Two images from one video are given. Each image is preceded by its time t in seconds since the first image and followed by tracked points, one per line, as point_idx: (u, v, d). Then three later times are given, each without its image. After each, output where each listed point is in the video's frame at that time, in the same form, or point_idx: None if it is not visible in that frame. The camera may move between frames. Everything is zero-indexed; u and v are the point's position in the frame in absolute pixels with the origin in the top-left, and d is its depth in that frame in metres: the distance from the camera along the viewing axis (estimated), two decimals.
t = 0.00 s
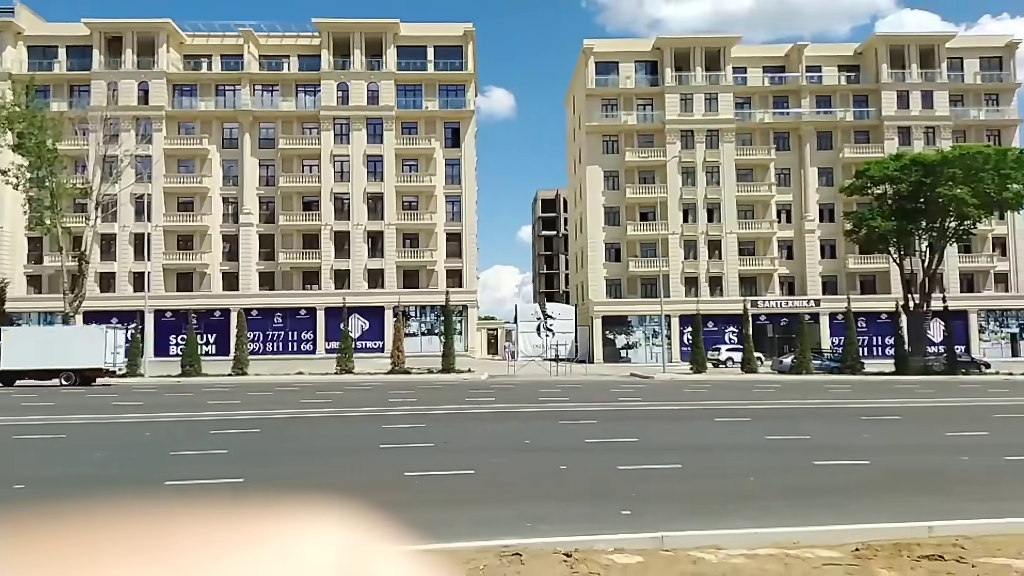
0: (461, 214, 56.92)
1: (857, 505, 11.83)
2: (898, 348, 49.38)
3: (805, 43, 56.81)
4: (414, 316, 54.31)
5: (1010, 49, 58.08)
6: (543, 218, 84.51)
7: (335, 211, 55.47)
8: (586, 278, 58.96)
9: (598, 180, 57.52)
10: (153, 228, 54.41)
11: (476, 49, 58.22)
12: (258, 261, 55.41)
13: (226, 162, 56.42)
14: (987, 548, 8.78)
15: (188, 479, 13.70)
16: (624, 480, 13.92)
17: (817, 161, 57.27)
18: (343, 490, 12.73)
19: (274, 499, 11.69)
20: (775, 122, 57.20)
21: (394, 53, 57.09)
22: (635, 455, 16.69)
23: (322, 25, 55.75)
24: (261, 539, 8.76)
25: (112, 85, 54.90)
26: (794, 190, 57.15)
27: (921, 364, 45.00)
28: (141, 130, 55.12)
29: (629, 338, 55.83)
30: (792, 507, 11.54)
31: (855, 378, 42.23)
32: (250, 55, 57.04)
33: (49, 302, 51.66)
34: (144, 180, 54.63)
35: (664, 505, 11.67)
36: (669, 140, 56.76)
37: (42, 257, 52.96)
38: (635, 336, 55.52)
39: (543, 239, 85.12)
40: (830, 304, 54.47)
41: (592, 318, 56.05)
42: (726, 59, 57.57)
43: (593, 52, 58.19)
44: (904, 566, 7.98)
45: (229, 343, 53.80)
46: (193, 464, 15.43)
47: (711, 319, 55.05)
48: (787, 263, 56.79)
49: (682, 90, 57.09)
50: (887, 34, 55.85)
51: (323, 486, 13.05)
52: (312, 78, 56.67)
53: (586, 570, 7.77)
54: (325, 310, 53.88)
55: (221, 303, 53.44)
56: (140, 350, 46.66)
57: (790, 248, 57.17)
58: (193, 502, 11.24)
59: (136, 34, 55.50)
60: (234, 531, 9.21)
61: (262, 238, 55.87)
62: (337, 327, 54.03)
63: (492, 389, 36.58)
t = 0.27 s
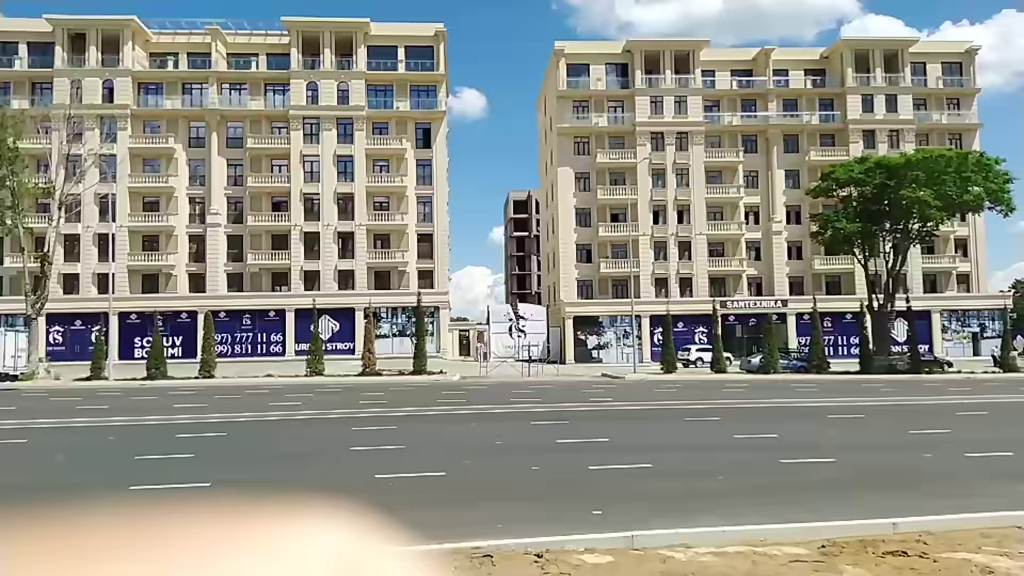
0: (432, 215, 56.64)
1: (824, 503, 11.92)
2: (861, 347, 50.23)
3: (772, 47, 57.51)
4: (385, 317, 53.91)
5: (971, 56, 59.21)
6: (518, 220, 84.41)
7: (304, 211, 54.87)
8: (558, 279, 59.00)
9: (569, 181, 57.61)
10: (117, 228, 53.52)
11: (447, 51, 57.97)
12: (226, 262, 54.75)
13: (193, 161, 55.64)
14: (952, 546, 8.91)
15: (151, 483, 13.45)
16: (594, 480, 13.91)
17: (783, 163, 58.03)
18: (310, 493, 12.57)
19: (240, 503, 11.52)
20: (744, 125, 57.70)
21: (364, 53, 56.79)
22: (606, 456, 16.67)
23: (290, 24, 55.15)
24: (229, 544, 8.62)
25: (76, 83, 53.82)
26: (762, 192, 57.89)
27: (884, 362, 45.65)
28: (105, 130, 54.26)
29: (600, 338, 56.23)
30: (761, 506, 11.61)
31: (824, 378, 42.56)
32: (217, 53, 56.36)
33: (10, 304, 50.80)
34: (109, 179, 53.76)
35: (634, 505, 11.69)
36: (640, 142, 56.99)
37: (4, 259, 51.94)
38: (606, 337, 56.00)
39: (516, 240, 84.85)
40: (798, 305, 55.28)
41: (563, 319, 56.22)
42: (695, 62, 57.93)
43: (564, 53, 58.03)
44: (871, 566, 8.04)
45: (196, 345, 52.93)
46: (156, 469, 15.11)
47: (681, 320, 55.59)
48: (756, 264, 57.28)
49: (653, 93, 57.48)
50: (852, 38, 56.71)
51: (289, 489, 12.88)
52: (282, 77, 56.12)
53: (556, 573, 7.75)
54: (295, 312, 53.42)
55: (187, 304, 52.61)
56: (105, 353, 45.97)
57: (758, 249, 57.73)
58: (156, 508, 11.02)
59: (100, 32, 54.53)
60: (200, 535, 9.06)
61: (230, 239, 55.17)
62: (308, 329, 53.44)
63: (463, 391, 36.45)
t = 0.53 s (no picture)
0: (408, 216, 53.42)
1: (901, 473, 10.75)
2: (832, 345, 48.64)
3: (746, 51, 54.62)
4: (359, 319, 51.07)
5: (937, 60, 57.09)
6: (490, 220, 84.62)
7: (277, 212, 51.81)
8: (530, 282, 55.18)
9: (544, 184, 53.98)
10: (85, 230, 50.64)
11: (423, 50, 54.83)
12: (196, 263, 51.69)
13: (163, 161, 52.61)
14: None
15: (147, 476, 11.97)
16: (637, 454, 12.66)
17: (755, 166, 55.11)
18: (324, 477, 11.17)
19: (250, 491, 10.10)
20: (716, 128, 54.60)
21: (338, 53, 53.47)
22: (643, 433, 15.43)
23: (261, 23, 51.93)
24: (242, 534, 7.15)
25: (42, 82, 51.04)
26: (735, 195, 54.82)
27: (854, 363, 42.85)
28: (73, 129, 51.33)
29: (575, 339, 52.89)
30: (832, 478, 10.41)
31: (789, 376, 40.80)
32: (188, 53, 53.01)
33: None
34: (76, 180, 50.80)
35: (692, 479, 10.47)
36: (614, 144, 53.61)
37: None
38: (581, 338, 52.67)
39: (490, 241, 85.11)
40: (768, 305, 52.90)
41: (539, 321, 52.90)
42: (669, 66, 54.62)
43: (539, 56, 54.19)
44: (1002, 530, 6.92)
45: (166, 348, 50.12)
46: (157, 460, 13.64)
47: (654, 321, 52.95)
48: (728, 266, 54.40)
49: (627, 95, 54.22)
50: (823, 43, 54.11)
51: (303, 475, 11.44)
52: (254, 77, 52.91)
53: (652, 557, 6.51)
54: (268, 314, 50.44)
55: (156, 307, 49.79)
56: (72, 358, 43.60)
57: (730, 250, 54.74)
58: (157, 501, 9.60)
59: (67, 30, 51.78)
60: (210, 526, 7.63)
61: (201, 240, 52.22)
62: (281, 332, 50.56)
63: (462, 388, 34.26)
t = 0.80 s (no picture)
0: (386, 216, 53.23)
1: (875, 473, 10.88)
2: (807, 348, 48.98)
3: (723, 55, 54.82)
4: (337, 320, 50.75)
5: (911, 67, 57.90)
6: (470, 222, 84.53)
7: (254, 212, 51.36)
8: (511, 283, 55.19)
9: (523, 186, 53.83)
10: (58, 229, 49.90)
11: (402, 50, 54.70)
12: (172, 264, 51.12)
13: (138, 160, 51.96)
14: None
15: (123, 477, 11.85)
16: (615, 455, 12.69)
17: (732, 170, 55.53)
18: (303, 478, 11.12)
19: (229, 493, 10.03)
20: (695, 132, 54.98)
21: (317, 52, 53.18)
22: (623, 434, 15.45)
23: (240, 22, 51.48)
24: (228, 537, 7.15)
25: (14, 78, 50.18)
26: (713, 198, 55.21)
27: (828, 365, 43.24)
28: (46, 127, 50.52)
29: (554, 341, 52.81)
30: (808, 478, 10.50)
31: (768, 379, 41.21)
32: (165, 51, 52.36)
33: None
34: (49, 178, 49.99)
35: (669, 481, 10.50)
36: (593, 146, 53.66)
37: None
38: (560, 339, 52.62)
39: (469, 243, 84.96)
40: (745, 308, 53.26)
41: (517, 323, 52.76)
42: (648, 69, 54.92)
43: (519, 57, 54.40)
44: (972, 528, 7.06)
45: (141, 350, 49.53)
46: (132, 462, 13.47)
47: (633, 322, 53.09)
48: (705, 268, 54.70)
49: (606, 98, 54.21)
50: (800, 48, 54.58)
51: (280, 477, 11.35)
52: (231, 75, 52.40)
53: (632, 556, 6.55)
54: (244, 315, 50.00)
55: (130, 307, 49.14)
56: (44, 358, 42.84)
57: (708, 253, 55.09)
58: (135, 503, 9.53)
59: (41, 26, 50.96)
60: (187, 528, 7.56)
61: (177, 239, 51.63)
62: (257, 333, 50.07)
63: (442, 390, 34.12)
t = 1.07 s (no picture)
0: (358, 216, 52.88)
1: (841, 473, 11.05)
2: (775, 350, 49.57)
3: (694, 60, 55.18)
4: (306, 320, 50.33)
5: (877, 74, 58.83)
6: (442, 222, 84.39)
7: (222, 210, 50.70)
8: (483, 284, 55.04)
9: (496, 187, 53.70)
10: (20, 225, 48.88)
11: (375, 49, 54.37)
12: (137, 262, 50.27)
13: (104, 156, 51.02)
14: (1004, 504, 8.11)
15: (87, 478, 11.63)
16: (585, 456, 12.72)
17: (703, 173, 56.04)
18: (272, 479, 11.01)
19: (207, 493, 9.97)
20: (666, 135, 55.31)
21: (288, 49, 52.64)
22: (594, 435, 15.49)
23: (209, 17, 50.78)
24: (213, 536, 7.14)
25: None
26: (683, 201, 55.61)
27: (795, 366, 43.81)
28: (8, 121, 49.46)
29: (526, 342, 52.87)
30: (775, 479, 10.63)
31: (737, 380, 41.71)
32: (132, 45, 51.49)
33: None
34: (11, 174, 48.91)
35: (639, 481, 10.55)
36: (566, 148, 53.70)
37: None
38: (532, 340, 52.68)
39: (441, 243, 84.77)
40: (714, 309, 53.80)
41: (489, 324, 52.64)
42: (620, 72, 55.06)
43: (492, 58, 54.30)
44: (933, 527, 7.19)
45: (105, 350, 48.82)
46: (95, 463, 13.21)
47: (604, 324, 53.29)
48: (676, 270, 55.08)
49: (579, 101, 54.29)
50: (770, 53, 55.18)
51: (248, 478, 11.23)
52: (200, 71, 51.70)
53: (600, 556, 6.58)
54: (211, 315, 49.47)
55: (94, 306, 48.26)
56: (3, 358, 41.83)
57: (678, 255, 55.52)
58: (101, 505, 9.36)
59: (3, 18, 49.85)
60: (156, 530, 7.43)
61: (143, 237, 50.80)
62: (225, 333, 49.65)
63: (412, 391, 33.92)
